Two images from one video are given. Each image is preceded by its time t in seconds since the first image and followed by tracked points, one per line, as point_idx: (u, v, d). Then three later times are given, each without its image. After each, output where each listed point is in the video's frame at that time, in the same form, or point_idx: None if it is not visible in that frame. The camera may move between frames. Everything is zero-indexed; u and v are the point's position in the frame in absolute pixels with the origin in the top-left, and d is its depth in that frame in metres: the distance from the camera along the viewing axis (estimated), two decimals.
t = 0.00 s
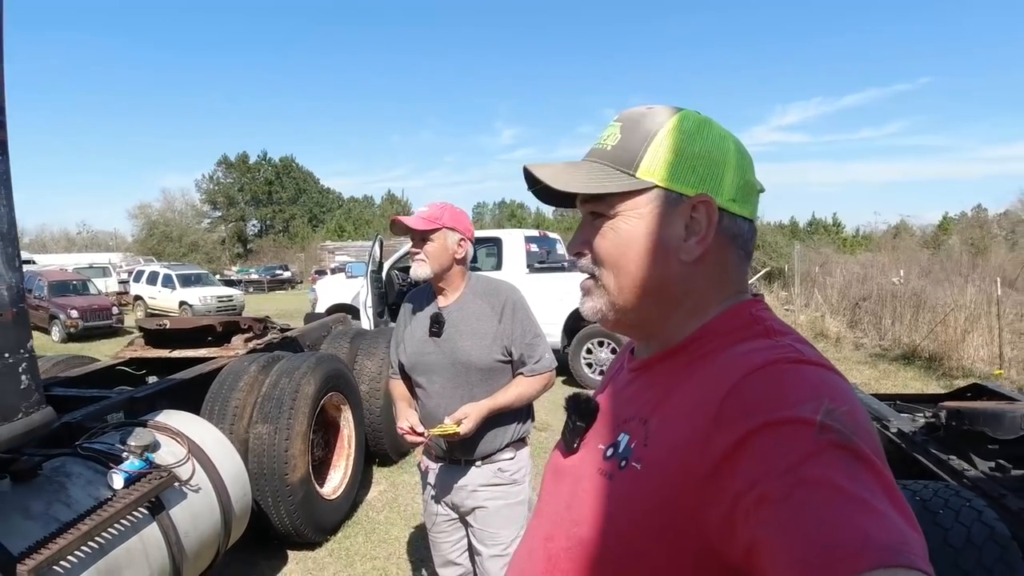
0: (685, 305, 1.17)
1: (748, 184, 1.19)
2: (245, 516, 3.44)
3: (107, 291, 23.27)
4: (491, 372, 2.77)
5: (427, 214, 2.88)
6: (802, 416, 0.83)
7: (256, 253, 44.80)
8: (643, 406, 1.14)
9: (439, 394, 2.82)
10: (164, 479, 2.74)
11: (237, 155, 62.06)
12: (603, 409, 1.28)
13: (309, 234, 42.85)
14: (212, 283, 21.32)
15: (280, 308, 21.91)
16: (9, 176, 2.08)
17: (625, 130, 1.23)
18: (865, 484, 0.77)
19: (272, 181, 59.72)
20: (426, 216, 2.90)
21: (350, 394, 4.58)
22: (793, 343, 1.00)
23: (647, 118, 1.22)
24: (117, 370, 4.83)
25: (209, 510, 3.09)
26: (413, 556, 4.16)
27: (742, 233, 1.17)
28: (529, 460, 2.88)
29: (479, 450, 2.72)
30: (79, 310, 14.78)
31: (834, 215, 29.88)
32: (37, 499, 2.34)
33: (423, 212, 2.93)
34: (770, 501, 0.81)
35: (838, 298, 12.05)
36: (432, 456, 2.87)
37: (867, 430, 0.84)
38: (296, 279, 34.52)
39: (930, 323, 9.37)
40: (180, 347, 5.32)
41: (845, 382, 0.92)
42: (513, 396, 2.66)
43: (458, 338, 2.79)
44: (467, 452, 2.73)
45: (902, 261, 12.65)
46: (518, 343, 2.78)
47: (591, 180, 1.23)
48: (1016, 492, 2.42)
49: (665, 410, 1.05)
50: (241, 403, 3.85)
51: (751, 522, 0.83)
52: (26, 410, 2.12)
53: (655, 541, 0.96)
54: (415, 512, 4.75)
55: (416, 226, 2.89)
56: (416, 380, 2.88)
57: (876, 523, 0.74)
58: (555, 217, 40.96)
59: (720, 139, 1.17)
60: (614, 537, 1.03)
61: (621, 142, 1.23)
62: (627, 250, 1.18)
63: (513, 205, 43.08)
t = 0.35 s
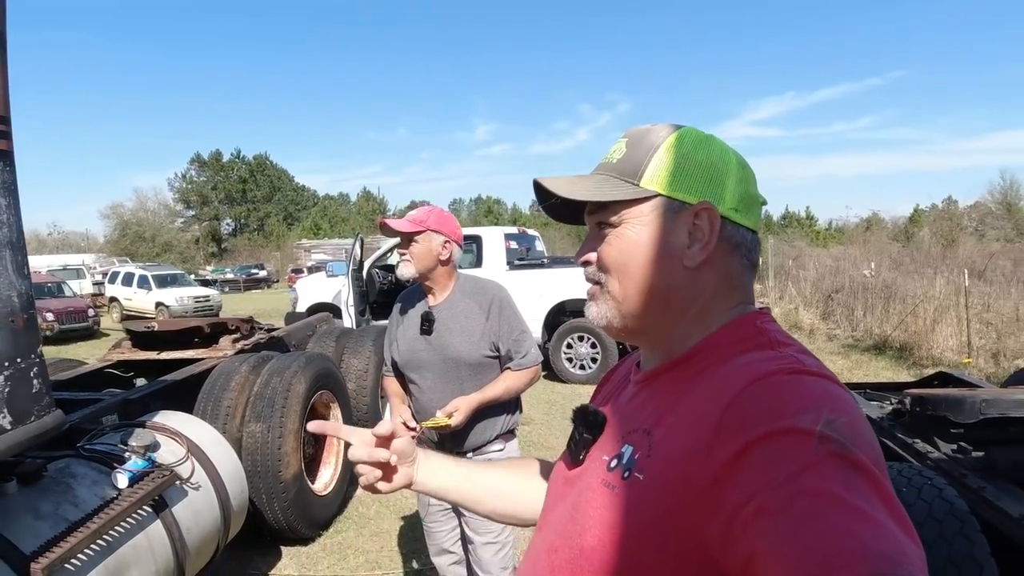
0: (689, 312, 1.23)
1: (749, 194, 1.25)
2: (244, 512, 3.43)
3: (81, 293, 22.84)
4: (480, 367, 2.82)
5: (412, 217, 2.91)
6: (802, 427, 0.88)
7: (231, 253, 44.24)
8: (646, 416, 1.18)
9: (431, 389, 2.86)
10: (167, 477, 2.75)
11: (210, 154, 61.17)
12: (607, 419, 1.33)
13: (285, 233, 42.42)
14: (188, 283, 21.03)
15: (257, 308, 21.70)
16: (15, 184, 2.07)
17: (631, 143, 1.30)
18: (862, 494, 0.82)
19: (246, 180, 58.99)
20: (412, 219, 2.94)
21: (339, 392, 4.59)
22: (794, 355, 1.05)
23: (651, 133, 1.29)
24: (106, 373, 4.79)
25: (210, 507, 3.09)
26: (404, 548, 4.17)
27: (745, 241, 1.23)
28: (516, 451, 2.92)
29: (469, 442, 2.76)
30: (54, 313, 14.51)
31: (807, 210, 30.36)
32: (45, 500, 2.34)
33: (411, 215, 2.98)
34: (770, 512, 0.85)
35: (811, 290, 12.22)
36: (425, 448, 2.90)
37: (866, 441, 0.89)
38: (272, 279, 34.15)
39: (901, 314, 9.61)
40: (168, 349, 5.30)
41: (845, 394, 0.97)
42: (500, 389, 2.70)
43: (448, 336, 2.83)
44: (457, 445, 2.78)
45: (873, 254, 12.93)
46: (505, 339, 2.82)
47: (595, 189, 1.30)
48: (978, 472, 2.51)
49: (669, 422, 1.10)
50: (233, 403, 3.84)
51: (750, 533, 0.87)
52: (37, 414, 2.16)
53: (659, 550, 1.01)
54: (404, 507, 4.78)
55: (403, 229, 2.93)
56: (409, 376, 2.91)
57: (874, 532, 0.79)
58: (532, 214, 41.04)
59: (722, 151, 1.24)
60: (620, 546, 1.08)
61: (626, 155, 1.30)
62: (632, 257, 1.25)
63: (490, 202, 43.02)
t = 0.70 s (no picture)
0: (667, 300, 1.16)
1: (725, 170, 1.14)
2: (195, 533, 3.29)
3: (35, 301, 21.98)
4: (446, 375, 2.72)
5: (397, 213, 2.83)
6: (798, 410, 0.82)
7: (191, 255, 43.10)
8: (640, 405, 1.12)
9: (393, 398, 2.76)
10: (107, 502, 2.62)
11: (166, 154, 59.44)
12: (604, 410, 1.27)
13: (246, 233, 41.49)
14: (146, 287, 20.36)
15: (219, 311, 21.14)
16: None
17: (597, 136, 1.26)
18: (864, 477, 0.77)
19: (204, 180, 57.50)
20: (392, 216, 2.83)
21: (298, 401, 4.45)
22: (789, 335, 0.98)
23: (614, 124, 1.23)
24: (49, 386, 4.56)
25: (156, 531, 2.96)
26: (371, 563, 4.06)
27: (720, 221, 1.13)
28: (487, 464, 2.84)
29: (435, 456, 2.67)
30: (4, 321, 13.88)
31: (771, 200, 30.90)
32: None
33: (389, 210, 2.85)
34: (769, 498, 0.79)
35: (776, 281, 12.37)
36: (388, 463, 2.80)
37: (866, 420, 0.83)
38: (234, 280, 33.34)
39: (867, 303, 9.80)
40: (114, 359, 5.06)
41: (844, 372, 0.91)
42: (469, 398, 2.63)
43: (412, 341, 2.74)
44: (423, 459, 2.68)
45: (836, 244, 13.17)
46: (475, 344, 2.74)
47: (566, 187, 1.26)
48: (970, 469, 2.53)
49: (663, 410, 1.03)
50: (182, 416, 3.69)
51: (750, 520, 0.82)
52: None
53: (655, 543, 0.95)
54: (370, 517, 4.66)
55: (382, 225, 2.81)
56: (369, 385, 2.81)
57: (876, 516, 0.73)
58: (500, 209, 40.90)
59: (686, 128, 1.15)
60: (616, 540, 1.02)
61: (592, 150, 1.26)
62: (602, 251, 1.20)
63: (456, 198, 42.74)
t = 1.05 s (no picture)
0: (628, 297, 1.17)
1: (681, 164, 1.11)
2: (176, 537, 3.25)
3: (16, 303, 21.68)
4: (435, 375, 2.70)
5: (392, 211, 2.81)
6: (775, 403, 0.82)
7: (175, 256, 42.73)
8: (621, 398, 1.11)
9: (380, 399, 2.73)
10: (86, 507, 2.58)
11: (149, 155, 58.95)
12: (586, 404, 1.26)
13: (231, 235, 41.16)
14: (129, 289, 20.14)
15: (204, 313, 20.96)
16: None
17: (564, 142, 1.28)
18: (840, 469, 0.76)
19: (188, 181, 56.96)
20: (386, 214, 2.80)
21: (281, 403, 4.41)
22: (767, 329, 0.98)
23: (577, 126, 1.25)
24: (29, 389, 4.49)
25: (137, 534, 2.93)
26: (357, 566, 4.03)
27: (674, 218, 1.11)
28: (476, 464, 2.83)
29: (424, 456, 2.66)
30: None
31: (756, 201, 31.14)
32: None
33: (382, 208, 2.82)
34: (747, 489, 0.79)
35: (762, 281, 12.49)
36: (376, 464, 2.78)
37: (843, 413, 0.83)
38: (218, 282, 33.07)
39: (851, 302, 9.90)
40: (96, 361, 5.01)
41: (821, 367, 0.90)
42: (458, 399, 2.62)
43: (400, 340, 2.72)
44: (411, 459, 2.67)
45: (821, 244, 13.31)
46: (464, 344, 2.73)
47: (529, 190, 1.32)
48: (959, 466, 2.56)
49: (643, 404, 1.02)
50: (164, 418, 3.63)
51: (728, 513, 0.81)
52: None
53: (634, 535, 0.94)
54: (356, 520, 4.63)
55: (376, 224, 2.77)
56: (356, 384, 2.79)
57: (853, 507, 0.73)
58: (487, 211, 40.95)
59: (639, 126, 1.14)
60: (598, 533, 1.01)
61: (558, 154, 1.28)
62: (565, 253, 1.23)
63: (443, 199, 42.64)
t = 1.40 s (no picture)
0: (640, 299, 1.18)
1: (689, 166, 1.11)
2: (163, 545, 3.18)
3: None
4: (437, 379, 2.69)
5: (404, 212, 2.84)
6: (792, 401, 0.82)
7: (156, 258, 42.23)
8: (638, 400, 1.10)
9: (382, 404, 2.70)
10: (71, 514, 2.52)
11: (131, 156, 58.31)
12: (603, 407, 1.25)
13: (214, 237, 40.75)
14: (110, 291, 19.85)
15: (186, 316, 20.71)
16: None
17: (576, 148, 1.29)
18: (860, 466, 0.76)
19: (170, 182, 56.34)
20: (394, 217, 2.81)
21: (269, 408, 4.36)
22: (784, 328, 0.98)
23: (589, 133, 1.26)
24: (10, 392, 4.40)
25: (122, 542, 2.86)
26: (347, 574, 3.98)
27: (684, 220, 1.11)
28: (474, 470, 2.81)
29: (427, 462, 2.64)
30: None
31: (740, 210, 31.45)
32: None
33: (389, 211, 2.82)
34: (766, 488, 0.78)
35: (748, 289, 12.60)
36: (374, 471, 2.73)
37: (861, 410, 0.83)
38: (200, 286, 32.70)
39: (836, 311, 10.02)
40: (79, 364, 4.92)
41: (839, 366, 0.90)
42: (461, 403, 2.61)
43: (402, 345, 2.70)
44: (413, 466, 2.64)
45: (806, 253, 13.47)
46: (465, 348, 2.73)
47: (543, 195, 1.33)
48: (957, 474, 2.59)
49: (660, 404, 1.02)
50: (149, 423, 3.57)
51: (749, 511, 0.81)
52: None
53: (654, 536, 0.94)
54: (345, 527, 4.58)
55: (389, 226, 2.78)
56: (356, 391, 2.74)
57: (873, 502, 0.73)
58: (473, 216, 40.96)
59: (648, 130, 1.15)
60: (617, 534, 1.00)
61: (571, 160, 1.30)
62: (579, 256, 1.24)
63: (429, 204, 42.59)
